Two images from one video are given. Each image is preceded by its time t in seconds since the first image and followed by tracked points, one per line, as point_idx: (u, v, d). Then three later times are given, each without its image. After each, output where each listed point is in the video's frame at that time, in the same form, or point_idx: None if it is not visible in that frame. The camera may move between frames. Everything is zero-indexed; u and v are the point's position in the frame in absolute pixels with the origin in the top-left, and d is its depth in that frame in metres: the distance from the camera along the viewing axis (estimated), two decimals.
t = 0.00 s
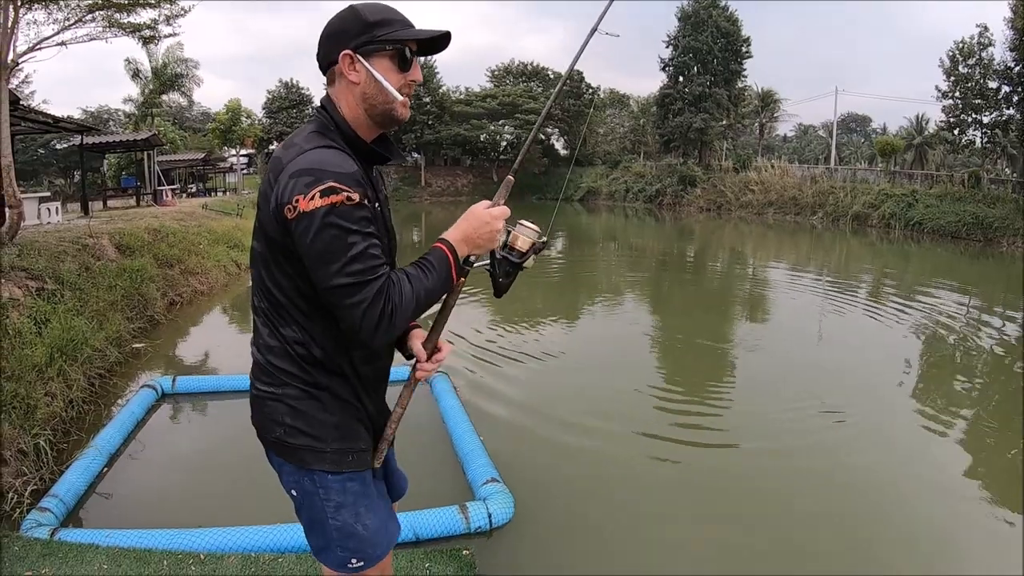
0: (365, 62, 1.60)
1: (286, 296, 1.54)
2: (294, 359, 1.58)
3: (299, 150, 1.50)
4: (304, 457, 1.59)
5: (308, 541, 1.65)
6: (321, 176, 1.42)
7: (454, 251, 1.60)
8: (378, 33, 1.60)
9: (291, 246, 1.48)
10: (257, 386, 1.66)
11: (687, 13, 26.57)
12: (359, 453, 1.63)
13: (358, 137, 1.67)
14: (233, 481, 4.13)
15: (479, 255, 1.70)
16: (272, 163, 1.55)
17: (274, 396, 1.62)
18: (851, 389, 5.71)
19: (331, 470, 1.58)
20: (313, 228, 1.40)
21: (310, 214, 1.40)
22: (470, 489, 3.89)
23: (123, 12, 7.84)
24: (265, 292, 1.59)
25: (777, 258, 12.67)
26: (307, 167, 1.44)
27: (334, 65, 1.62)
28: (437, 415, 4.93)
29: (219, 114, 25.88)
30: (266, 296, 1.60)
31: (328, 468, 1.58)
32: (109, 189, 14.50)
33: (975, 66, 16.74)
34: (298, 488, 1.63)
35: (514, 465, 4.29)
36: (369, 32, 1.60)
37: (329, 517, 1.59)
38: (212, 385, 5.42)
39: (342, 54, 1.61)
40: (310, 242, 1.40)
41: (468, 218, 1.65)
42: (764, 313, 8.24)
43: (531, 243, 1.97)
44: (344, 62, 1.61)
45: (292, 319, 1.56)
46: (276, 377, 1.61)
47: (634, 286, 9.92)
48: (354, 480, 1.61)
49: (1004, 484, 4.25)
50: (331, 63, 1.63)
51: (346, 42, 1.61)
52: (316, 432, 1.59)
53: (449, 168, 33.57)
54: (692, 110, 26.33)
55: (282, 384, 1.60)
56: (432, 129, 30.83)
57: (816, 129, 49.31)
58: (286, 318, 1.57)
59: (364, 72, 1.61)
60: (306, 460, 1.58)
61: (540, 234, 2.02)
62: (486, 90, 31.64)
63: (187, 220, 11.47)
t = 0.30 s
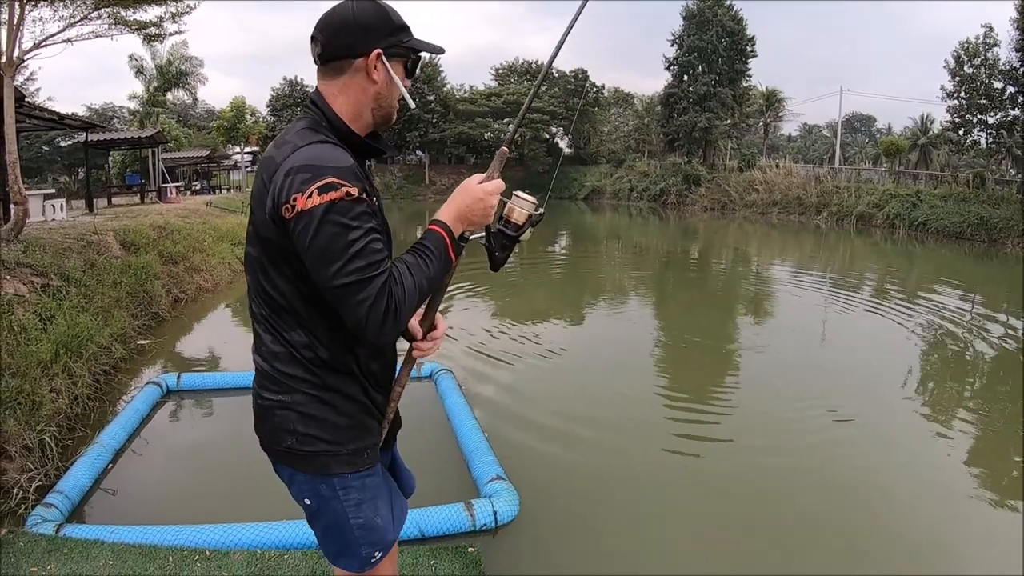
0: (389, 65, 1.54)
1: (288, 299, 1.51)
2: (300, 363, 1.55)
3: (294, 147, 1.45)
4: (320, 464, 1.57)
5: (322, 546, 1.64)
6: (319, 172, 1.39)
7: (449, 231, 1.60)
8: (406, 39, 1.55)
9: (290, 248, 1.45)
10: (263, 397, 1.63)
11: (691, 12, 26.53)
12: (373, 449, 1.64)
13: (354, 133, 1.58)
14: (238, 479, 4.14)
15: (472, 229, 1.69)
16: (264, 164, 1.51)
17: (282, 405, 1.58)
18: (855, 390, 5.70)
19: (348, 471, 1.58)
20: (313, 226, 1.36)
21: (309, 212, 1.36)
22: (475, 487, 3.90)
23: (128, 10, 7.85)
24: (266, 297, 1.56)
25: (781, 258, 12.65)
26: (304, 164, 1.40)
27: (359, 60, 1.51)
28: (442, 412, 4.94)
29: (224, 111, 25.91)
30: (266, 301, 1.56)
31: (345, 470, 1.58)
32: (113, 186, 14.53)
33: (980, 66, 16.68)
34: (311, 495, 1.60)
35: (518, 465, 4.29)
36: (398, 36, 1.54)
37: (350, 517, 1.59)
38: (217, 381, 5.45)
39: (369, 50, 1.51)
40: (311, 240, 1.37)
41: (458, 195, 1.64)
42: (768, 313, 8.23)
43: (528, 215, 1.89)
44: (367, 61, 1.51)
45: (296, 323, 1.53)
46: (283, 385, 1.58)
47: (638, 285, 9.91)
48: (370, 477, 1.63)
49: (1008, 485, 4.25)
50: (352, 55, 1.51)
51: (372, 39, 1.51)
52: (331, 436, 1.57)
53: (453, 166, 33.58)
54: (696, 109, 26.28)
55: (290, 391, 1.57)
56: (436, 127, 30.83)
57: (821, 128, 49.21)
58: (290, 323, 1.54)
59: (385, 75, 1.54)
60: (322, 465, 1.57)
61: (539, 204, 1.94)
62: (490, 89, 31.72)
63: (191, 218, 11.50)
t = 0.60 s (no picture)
0: (379, 63, 1.52)
1: (284, 309, 1.47)
2: (304, 375, 1.51)
3: (289, 148, 1.42)
4: (336, 474, 1.55)
5: (339, 557, 1.62)
6: (316, 173, 1.36)
7: (439, 236, 1.58)
8: (398, 39, 1.53)
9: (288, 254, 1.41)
10: (264, 413, 1.57)
11: (694, 10, 26.52)
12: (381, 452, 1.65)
13: (343, 131, 1.55)
14: (242, 476, 4.16)
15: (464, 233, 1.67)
16: (252, 167, 1.46)
17: (286, 420, 1.54)
18: (859, 388, 5.70)
19: (362, 477, 1.58)
20: (311, 229, 1.33)
21: (307, 215, 1.33)
22: (479, 485, 3.90)
23: (131, 9, 7.87)
24: (262, 309, 1.50)
25: (784, 256, 12.64)
26: (301, 166, 1.37)
27: (349, 57, 1.49)
28: (445, 410, 4.94)
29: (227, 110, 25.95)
30: (261, 312, 1.51)
31: (360, 476, 1.57)
32: (117, 185, 14.56)
33: (984, 64, 16.64)
34: (324, 508, 1.58)
35: (522, 464, 4.29)
36: (390, 35, 1.52)
37: (368, 522, 1.59)
38: (221, 379, 5.47)
39: (359, 47, 1.49)
40: (309, 244, 1.33)
41: (448, 198, 1.62)
42: (771, 311, 8.23)
43: (521, 223, 1.89)
44: (357, 58, 1.49)
45: (294, 333, 1.49)
46: (285, 399, 1.53)
47: (641, 283, 9.91)
48: (383, 479, 1.64)
49: (1010, 485, 4.24)
50: (341, 52, 1.49)
51: (364, 37, 1.49)
52: (341, 446, 1.55)
53: (456, 165, 33.59)
54: (699, 107, 26.25)
55: (295, 406, 1.53)
56: (439, 126, 30.83)
57: (825, 126, 49.10)
58: (288, 334, 1.49)
59: (374, 73, 1.52)
60: (336, 475, 1.55)
61: (531, 211, 1.93)
62: (493, 87, 31.75)
63: (195, 216, 11.52)
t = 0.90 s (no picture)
0: (344, 64, 1.49)
1: (266, 317, 1.47)
2: (292, 382, 1.51)
3: (256, 154, 1.42)
4: (330, 480, 1.54)
5: (337, 563, 1.62)
6: (283, 180, 1.36)
7: (421, 239, 1.57)
8: (366, 43, 1.50)
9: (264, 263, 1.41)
10: (255, 422, 1.57)
11: (694, 9, 26.52)
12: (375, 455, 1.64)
13: (313, 132, 1.54)
14: (244, 477, 4.16)
15: (444, 235, 1.65)
16: (224, 177, 1.46)
17: (275, 428, 1.53)
18: (860, 387, 5.69)
19: (357, 481, 1.58)
20: (282, 235, 1.33)
21: (277, 222, 1.33)
22: (481, 485, 3.90)
23: (132, 12, 7.88)
24: (245, 319, 1.50)
25: (785, 255, 12.63)
26: (269, 172, 1.37)
27: (310, 55, 1.48)
28: (446, 411, 4.94)
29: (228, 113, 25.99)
30: (246, 322, 1.51)
31: (354, 481, 1.57)
32: (119, 188, 14.58)
33: (984, 62, 16.59)
34: (320, 514, 1.57)
35: (522, 465, 4.29)
36: (357, 38, 1.49)
37: (363, 527, 1.59)
38: (223, 381, 5.47)
39: (320, 47, 1.47)
40: (281, 251, 1.33)
41: (429, 201, 1.60)
42: (773, 310, 8.22)
43: (504, 219, 1.89)
44: (320, 57, 1.47)
45: (277, 341, 1.49)
46: (275, 407, 1.52)
47: (642, 284, 9.91)
48: (377, 484, 1.64)
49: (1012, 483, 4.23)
50: (304, 52, 1.48)
51: (329, 36, 1.47)
52: (332, 449, 1.54)
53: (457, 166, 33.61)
54: (700, 106, 26.26)
55: (286, 412, 1.52)
56: (440, 127, 30.84)
57: (825, 125, 49.09)
58: (272, 342, 1.49)
59: (340, 76, 1.50)
60: (330, 480, 1.54)
61: (513, 207, 1.93)
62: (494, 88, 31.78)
63: (197, 218, 11.54)
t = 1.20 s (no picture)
0: (364, 76, 1.52)
1: (272, 317, 1.47)
2: (291, 382, 1.51)
3: (270, 157, 1.42)
4: (322, 480, 1.55)
5: (327, 562, 1.62)
6: (296, 181, 1.36)
7: (425, 245, 1.58)
8: (384, 52, 1.53)
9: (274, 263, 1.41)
10: (253, 419, 1.57)
11: (693, 11, 26.54)
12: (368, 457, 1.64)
13: (330, 144, 1.55)
14: (247, 483, 4.16)
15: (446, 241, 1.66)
16: (238, 177, 1.46)
17: (274, 425, 1.54)
18: (861, 387, 5.69)
19: (349, 482, 1.58)
20: (293, 235, 1.33)
21: (288, 223, 1.33)
22: (482, 489, 3.90)
23: (131, 18, 7.90)
24: (248, 318, 1.51)
25: (786, 257, 12.63)
26: (282, 173, 1.37)
27: (334, 70, 1.49)
28: (448, 415, 4.94)
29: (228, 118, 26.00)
30: (249, 321, 1.51)
31: (345, 482, 1.57)
32: (120, 194, 14.60)
33: (984, 61, 16.57)
34: (312, 512, 1.58)
35: (524, 467, 4.29)
36: (377, 48, 1.52)
37: (354, 528, 1.59)
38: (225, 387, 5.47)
39: (344, 61, 1.49)
40: (292, 252, 1.33)
41: (434, 207, 1.61)
42: (773, 312, 8.22)
43: (503, 227, 1.89)
44: (342, 70, 1.49)
45: (279, 342, 1.49)
46: (272, 405, 1.53)
47: (643, 286, 9.90)
48: (369, 486, 1.64)
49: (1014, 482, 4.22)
50: (326, 66, 1.49)
51: (349, 49, 1.49)
52: (326, 449, 1.54)
53: (457, 169, 33.63)
54: (700, 108, 26.28)
55: (281, 412, 1.53)
56: (440, 131, 30.87)
57: (825, 126, 49.12)
58: (274, 343, 1.50)
59: (361, 87, 1.52)
60: (323, 480, 1.55)
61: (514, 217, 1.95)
62: (494, 92, 31.82)
63: (198, 224, 11.55)
